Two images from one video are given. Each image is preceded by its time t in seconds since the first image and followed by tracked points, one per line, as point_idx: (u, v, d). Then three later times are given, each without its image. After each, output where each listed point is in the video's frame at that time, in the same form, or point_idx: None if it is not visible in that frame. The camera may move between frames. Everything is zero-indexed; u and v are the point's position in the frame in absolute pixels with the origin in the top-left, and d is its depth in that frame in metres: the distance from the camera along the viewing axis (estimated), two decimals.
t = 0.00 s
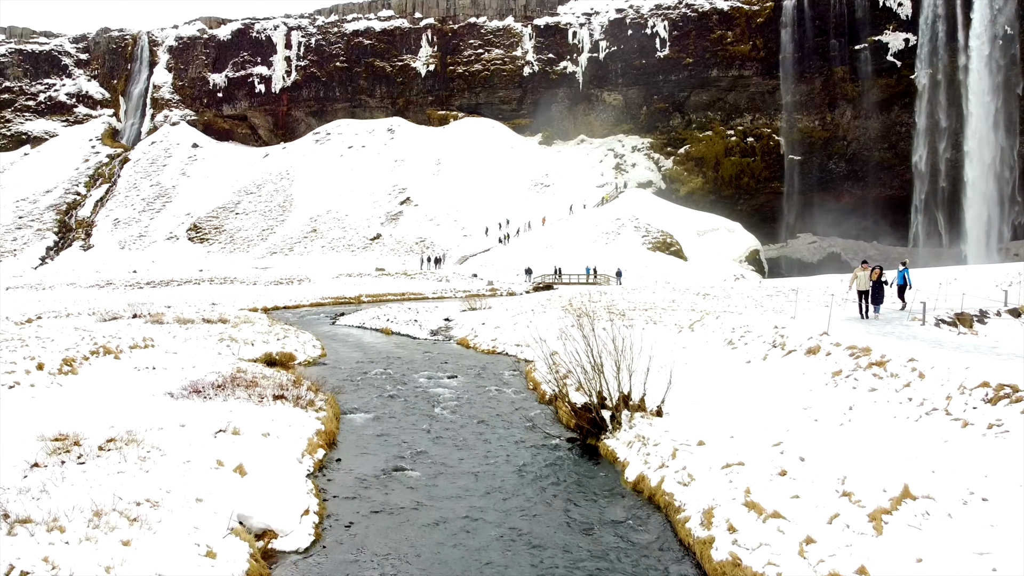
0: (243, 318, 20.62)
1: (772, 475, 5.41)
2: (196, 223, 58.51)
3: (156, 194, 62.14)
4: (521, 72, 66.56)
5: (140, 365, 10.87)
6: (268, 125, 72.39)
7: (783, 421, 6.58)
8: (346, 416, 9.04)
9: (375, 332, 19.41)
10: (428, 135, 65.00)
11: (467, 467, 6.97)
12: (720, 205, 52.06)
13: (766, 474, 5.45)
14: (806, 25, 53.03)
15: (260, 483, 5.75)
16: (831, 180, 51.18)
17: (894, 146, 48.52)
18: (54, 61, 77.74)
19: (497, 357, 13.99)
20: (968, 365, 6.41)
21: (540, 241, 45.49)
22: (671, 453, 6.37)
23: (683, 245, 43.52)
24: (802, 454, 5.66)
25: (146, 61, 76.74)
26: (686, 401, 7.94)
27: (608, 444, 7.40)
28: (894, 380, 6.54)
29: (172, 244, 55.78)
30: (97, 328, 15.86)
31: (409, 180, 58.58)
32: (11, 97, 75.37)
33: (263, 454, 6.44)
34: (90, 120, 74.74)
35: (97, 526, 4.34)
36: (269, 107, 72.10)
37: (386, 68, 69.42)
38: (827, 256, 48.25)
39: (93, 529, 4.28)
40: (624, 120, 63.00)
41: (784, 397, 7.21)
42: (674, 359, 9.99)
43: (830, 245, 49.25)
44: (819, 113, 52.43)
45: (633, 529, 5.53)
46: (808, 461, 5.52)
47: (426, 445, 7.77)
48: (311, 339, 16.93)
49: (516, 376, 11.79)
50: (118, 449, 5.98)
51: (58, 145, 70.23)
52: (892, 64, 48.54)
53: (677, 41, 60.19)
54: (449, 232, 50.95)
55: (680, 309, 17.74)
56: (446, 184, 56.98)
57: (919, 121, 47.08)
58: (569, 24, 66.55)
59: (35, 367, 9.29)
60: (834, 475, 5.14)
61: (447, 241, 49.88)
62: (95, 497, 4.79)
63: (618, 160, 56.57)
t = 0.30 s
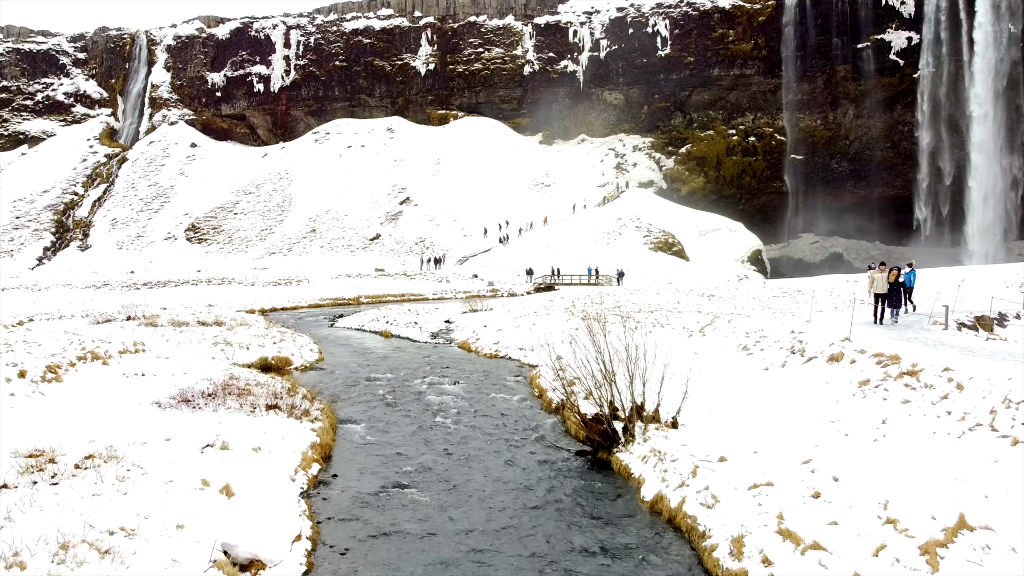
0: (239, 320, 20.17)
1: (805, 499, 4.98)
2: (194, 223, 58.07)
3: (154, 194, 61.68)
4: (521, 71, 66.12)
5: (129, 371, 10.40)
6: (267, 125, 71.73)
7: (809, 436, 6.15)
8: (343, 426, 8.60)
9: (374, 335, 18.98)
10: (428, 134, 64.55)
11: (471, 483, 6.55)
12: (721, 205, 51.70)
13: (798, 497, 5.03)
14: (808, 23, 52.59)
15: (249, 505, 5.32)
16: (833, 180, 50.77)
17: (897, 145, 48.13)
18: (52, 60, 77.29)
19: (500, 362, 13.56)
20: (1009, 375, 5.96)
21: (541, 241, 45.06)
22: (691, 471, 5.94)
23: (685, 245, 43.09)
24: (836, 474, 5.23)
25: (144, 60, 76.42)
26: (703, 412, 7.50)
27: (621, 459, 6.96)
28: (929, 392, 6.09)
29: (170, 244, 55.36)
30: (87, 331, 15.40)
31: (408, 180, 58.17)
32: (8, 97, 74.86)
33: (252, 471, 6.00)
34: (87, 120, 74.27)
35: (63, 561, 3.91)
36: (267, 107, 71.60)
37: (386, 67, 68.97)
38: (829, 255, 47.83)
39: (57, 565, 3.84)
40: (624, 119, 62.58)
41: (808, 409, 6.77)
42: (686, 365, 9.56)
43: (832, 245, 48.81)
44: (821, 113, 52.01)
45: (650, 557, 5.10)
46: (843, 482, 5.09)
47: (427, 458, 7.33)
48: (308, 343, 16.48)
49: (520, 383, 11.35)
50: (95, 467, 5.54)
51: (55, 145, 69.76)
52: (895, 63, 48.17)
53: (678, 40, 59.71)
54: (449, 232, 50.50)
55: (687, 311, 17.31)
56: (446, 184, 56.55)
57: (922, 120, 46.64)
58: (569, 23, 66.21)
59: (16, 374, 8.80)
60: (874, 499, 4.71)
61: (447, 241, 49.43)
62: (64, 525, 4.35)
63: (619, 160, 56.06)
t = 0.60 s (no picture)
0: (236, 322, 19.78)
1: (840, 525, 4.62)
2: (193, 223, 57.71)
3: (153, 194, 61.30)
4: (521, 70, 65.67)
5: (118, 378, 9.98)
6: (266, 124, 71.25)
7: (837, 452, 5.75)
8: (340, 437, 8.19)
9: (373, 338, 18.58)
10: (428, 134, 64.16)
11: (475, 502, 6.16)
12: (723, 205, 51.33)
13: (833, 524, 4.65)
14: (810, 23, 52.14)
15: (237, 530, 4.93)
16: (836, 180, 50.39)
17: (899, 145, 47.75)
18: (50, 60, 76.94)
19: (502, 367, 13.17)
20: None
21: (542, 241, 44.71)
22: (712, 491, 5.57)
23: (687, 245, 42.75)
24: (871, 496, 4.85)
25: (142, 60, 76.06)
26: (719, 423, 7.12)
27: (634, 474, 6.56)
28: (966, 405, 5.67)
29: (168, 245, 54.98)
30: (79, 335, 14.99)
31: (408, 180, 57.81)
32: (5, 96, 74.42)
33: (243, 492, 5.60)
34: (85, 120, 73.87)
35: None
36: (266, 107, 71.12)
37: (385, 67, 68.55)
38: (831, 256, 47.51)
39: None
40: (625, 119, 62.18)
41: (833, 422, 6.36)
42: (698, 372, 9.16)
43: (834, 245, 48.50)
44: (823, 112, 51.58)
45: None
46: (879, 506, 4.71)
47: (429, 473, 6.94)
48: (306, 347, 16.07)
49: (525, 390, 10.94)
50: (70, 487, 5.13)
51: (53, 145, 69.34)
52: (897, 62, 47.74)
53: (680, 39, 59.13)
54: (449, 232, 50.14)
55: (693, 314, 16.93)
56: (446, 184, 56.19)
57: (925, 119, 46.30)
58: (569, 23, 65.85)
59: None
60: (919, 528, 4.32)
61: (447, 242, 49.05)
62: (27, 559, 3.94)
63: (620, 160, 55.63)
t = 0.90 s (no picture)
0: (232, 325, 19.39)
1: (878, 555, 4.24)
2: (191, 223, 57.35)
3: (151, 194, 60.93)
4: (521, 70, 65.35)
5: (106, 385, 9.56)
6: (264, 124, 70.89)
7: (867, 469, 5.37)
8: (336, 448, 7.82)
9: (373, 341, 18.18)
10: (428, 134, 63.80)
11: (480, 521, 5.80)
12: (725, 205, 50.97)
13: (870, 553, 4.27)
14: (811, 21, 51.77)
15: (222, 557, 4.54)
16: (838, 180, 50.03)
17: (901, 144, 47.40)
18: (48, 59, 76.56)
19: (505, 371, 12.80)
20: None
21: (543, 242, 44.34)
22: (735, 512, 5.20)
23: (689, 246, 42.42)
24: (911, 521, 4.47)
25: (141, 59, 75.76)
26: (737, 436, 6.74)
27: (648, 490, 6.17)
28: (1005, 418, 5.29)
29: (167, 245, 54.62)
30: (70, 338, 14.59)
31: (408, 180, 57.46)
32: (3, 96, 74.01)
33: (230, 514, 5.21)
34: (84, 120, 73.49)
35: None
36: (265, 106, 70.70)
37: (385, 66, 68.15)
38: (833, 256, 47.17)
39: None
40: (625, 118, 61.77)
41: (861, 436, 5.97)
42: (711, 379, 8.77)
43: (837, 245, 48.21)
44: (824, 112, 51.21)
45: None
46: (920, 532, 4.34)
47: (430, 490, 6.55)
48: (303, 350, 15.67)
49: (529, 397, 10.56)
50: (42, 510, 4.74)
51: (51, 145, 68.95)
52: (899, 61, 47.40)
53: (681, 38, 58.76)
54: (449, 232, 49.77)
55: (699, 317, 16.56)
56: (446, 184, 55.83)
57: (927, 118, 45.89)
58: (570, 22, 65.54)
59: None
60: (968, 560, 3.94)
61: (447, 242, 48.66)
62: None
63: (621, 160, 55.22)
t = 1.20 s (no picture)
0: (228, 327, 19.03)
1: None
2: (189, 223, 56.99)
3: (149, 194, 60.58)
4: (521, 69, 65.04)
5: (91, 392, 9.18)
6: (263, 124, 70.56)
7: (898, 488, 5.00)
8: (330, 461, 7.45)
9: (372, 344, 17.82)
10: (427, 134, 63.45)
11: (480, 544, 5.44)
12: (726, 205, 50.62)
13: None
14: (813, 21, 51.42)
15: None
16: (840, 180, 49.67)
17: (903, 144, 47.02)
18: (46, 59, 76.14)
19: (505, 376, 12.43)
20: None
21: (543, 242, 43.97)
22: (756, 538, 4.84)
23: (690, 246, 42.09)
24: (951, 548, 4.11)
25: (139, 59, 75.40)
26: (753, 450, 6.37)
27: (661, 508, 5.80)
28: None
29: (164, 245, 54.27)
30: (60, 342, 14.21)
31: (407, 180, 57.12)
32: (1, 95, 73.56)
33: (210, 538, 4.84)
34: (82, 120, 73.10)
35: None
36: (263, 106, 70.35)
37: (384, 66, 67.85)
38: (835, 257, 46.87)
39: None
40: (626, 118, 61.43)
41: (890, 450, 5.59)
42: (721, 386, 8.40)
43: (838, 246, 47.86)
44: (826, 111, 50.82)
45: None
46: (964, 561, 3.96)
47: (429, 507, 6.19)
48: (300, 353, 15.29)
49: (531, 404, 10.21)
50: (4, 536, 4.36)
51: (48, 145, 68.54)
52: (901, 61, 47.01)
53: (681, 37, 58.45)
54: (449, 232, 49.41)
55: (704, 320, 16.20)
56: (446, 184, 55.47)
57: (929, 117, 45.48)
58: (570, 21, 65.27)
59: None
60: None
61: (447, 242, 48.30)
62: None
63: (621, 160, 54.84)
